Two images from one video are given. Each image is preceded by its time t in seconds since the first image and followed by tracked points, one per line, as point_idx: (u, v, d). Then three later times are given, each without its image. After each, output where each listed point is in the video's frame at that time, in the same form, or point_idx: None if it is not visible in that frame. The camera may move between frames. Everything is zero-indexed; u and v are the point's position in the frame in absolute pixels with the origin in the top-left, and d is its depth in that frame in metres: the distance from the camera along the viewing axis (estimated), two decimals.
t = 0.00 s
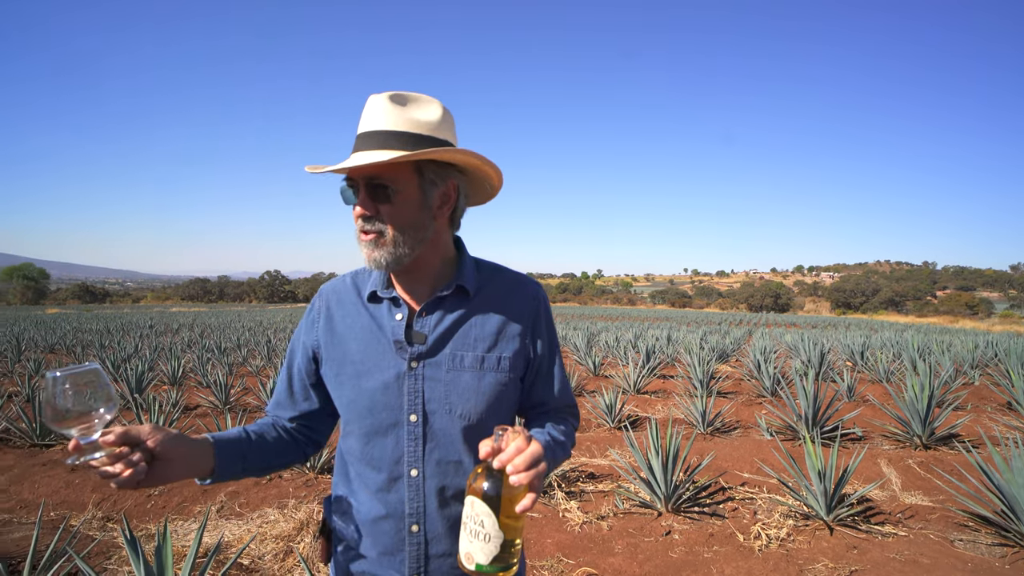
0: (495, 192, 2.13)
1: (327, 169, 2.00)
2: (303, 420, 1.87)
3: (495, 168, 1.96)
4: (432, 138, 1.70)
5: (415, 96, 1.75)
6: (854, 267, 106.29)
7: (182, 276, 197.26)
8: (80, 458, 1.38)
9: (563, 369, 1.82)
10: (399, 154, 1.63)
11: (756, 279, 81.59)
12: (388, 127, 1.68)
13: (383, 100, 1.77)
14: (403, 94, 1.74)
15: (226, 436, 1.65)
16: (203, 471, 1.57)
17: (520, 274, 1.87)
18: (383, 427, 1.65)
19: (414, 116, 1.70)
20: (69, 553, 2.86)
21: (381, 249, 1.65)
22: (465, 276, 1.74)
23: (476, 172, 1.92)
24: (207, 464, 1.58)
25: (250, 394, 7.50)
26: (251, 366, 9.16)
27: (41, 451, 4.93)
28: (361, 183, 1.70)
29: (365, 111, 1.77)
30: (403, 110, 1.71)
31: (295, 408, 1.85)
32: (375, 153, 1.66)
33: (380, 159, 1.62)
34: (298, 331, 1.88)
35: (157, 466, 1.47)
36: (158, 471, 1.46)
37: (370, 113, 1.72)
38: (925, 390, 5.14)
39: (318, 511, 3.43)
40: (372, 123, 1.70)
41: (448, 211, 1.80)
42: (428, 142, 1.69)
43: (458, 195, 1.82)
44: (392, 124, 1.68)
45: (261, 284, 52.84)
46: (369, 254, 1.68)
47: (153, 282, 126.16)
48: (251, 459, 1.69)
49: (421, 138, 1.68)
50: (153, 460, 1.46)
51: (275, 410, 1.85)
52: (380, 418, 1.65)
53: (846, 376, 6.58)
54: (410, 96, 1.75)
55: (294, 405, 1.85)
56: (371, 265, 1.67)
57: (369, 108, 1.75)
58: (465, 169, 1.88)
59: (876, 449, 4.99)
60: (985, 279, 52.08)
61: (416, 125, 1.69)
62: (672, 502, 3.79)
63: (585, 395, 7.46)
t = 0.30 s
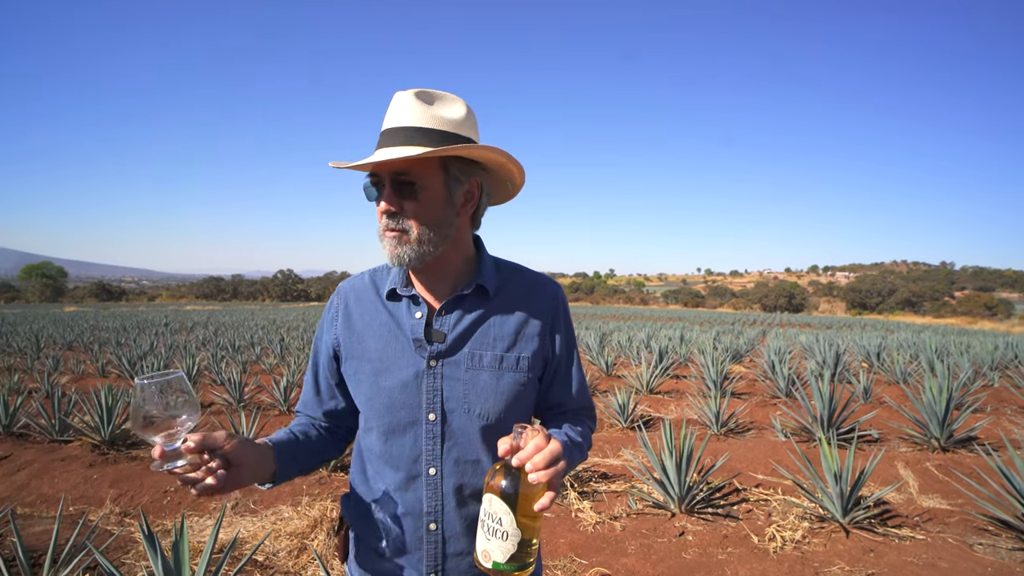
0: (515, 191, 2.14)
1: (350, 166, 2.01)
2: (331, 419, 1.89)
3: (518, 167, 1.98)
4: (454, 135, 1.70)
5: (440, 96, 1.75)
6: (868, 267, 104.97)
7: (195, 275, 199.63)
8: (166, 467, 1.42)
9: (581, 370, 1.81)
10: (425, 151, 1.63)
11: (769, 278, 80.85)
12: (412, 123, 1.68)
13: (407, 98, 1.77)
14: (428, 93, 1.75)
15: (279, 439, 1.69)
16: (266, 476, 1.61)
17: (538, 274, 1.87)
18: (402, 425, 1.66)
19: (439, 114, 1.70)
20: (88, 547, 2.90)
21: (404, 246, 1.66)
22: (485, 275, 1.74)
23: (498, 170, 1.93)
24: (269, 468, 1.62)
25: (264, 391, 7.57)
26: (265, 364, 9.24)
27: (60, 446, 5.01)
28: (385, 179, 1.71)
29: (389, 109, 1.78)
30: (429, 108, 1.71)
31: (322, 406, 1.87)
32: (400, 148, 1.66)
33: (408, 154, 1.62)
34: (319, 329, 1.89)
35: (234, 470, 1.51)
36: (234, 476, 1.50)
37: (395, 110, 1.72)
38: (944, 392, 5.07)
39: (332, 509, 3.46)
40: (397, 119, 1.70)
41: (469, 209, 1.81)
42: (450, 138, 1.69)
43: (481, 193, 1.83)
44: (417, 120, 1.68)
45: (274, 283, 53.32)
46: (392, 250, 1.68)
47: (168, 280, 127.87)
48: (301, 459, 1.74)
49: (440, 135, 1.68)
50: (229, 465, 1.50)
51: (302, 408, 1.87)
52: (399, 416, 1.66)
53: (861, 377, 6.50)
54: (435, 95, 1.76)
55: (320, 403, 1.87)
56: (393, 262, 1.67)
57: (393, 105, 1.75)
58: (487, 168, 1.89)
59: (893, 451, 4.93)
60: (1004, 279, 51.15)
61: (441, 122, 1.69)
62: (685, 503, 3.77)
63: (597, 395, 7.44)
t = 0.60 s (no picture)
0: (527, 187, 2.14)
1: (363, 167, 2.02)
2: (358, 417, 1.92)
3: (529, 163, 1.98)
4: (465, 133, 1.69)
5: (450, 94, 1.75)
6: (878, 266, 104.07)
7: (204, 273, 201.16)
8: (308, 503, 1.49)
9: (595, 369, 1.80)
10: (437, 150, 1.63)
11: (777, 277, 80.34)
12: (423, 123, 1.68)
13: (418, 97, 1.77)
14: (438, 91, 1.74)
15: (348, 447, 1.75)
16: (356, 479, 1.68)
17: (552, 272, 1.86)
18: (415, 422, 1.66)
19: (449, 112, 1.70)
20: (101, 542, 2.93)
21: (421, 246, 1.67)
22: (498, 273, 1.74)
23: (510, 166, 1.93)
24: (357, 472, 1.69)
25: (272, 389, 7.63)
26: (273, 362, 9.30)
27: (72, 442, 5.06)
28: (398, 180, 1.71)
29: (400, 109, 1.78)
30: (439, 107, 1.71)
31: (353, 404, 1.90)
32: (412, 149, 1.66)
33: (420, 155, 1.62)
34: (336, 327, 1.91)
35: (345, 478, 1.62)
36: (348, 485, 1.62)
37: (405, 110, 1.72)
38: (956, 392, 5.02)
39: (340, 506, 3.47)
40: (408, 119, 1.70)
41: (482, 206, 1.81)
42: (461, 137, 1.68)
43: (493, 190, 1.83)
44: (428, 119, 1.68)
45: (282, 281, 53.64)
46: (408, 249, 1.69)
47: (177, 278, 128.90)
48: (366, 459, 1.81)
49: (450, 133, 1.68)
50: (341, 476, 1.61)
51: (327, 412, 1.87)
52: (412, 413, 1.66)
53: (871, 378, 6.45)
54: (445, 93, 1.76)
55: (347, 401, 1.89)
56: (409, 262, 1.68)
57: (404, 105, 1.75)
58: (499, 164, 1.88)
59: (903, 452, 4.89)
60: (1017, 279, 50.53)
61: (451, 121, 1.69)
62: (694, 502, 3.75)
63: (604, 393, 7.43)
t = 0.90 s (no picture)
0: (539, 181, 2.13)
1: (376, 170, 2.04)
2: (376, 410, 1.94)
3: (540, 158, 1.96)
4: (474, 132, 1.69)
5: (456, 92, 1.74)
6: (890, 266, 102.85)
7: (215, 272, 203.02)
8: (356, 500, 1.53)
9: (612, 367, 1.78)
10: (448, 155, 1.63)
11: (788, 277, 79.63)
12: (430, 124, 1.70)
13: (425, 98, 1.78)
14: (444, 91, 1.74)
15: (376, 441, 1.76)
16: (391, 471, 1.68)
17: (567, 269, 1.85)
18: (428, 417, 1.67)
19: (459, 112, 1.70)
20: (115, 536, 2.97)
21: (434, 247, 1.67)
22: (511, 269, 1.74)
23: (521, 162, 1.91)
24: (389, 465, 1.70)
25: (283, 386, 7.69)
26: (284, 360, 9.38)
27: (87, 437, 5.14)
28: (409, 183, 1.72)
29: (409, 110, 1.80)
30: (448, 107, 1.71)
31: (372, 399, 1.92)
32: (420, 152, 1.67)
33: (429, 158, 1.61)
34: (355, 322, 1.93)
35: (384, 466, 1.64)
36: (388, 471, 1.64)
37: (413, 112, 1.73)
38: (972, 393, 4.95)
39: (350, 504, 3.49)
40: (416, 121, 1.71)
41: (493, 204, 1.80)
42: (470, 137, 1.69)
43: (504, 188, 1.82)
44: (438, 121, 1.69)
45: (292, 280, 54.07)
46: (421, 251, 1.70)
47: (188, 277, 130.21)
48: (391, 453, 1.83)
49: (457, 133, 1.68)
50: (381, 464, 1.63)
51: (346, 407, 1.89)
52: (427, 408, 1.67)
53: (885, 378, 6.38)
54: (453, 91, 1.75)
55: (366, 395, 1.91)
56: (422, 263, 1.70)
57: (411, 106, 1.76)
58: (509, 160, 1.87)
59: (917, 453, 4.83)
60: None
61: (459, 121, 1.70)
62: (704, 502, 3.74)
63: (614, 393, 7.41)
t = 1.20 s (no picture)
0: (554, 173, 2.09)
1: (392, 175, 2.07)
2: (396, 405, 1.96)
3: (549, 155, 1.92)
4: (478, 134, 1.69)
5: (461, 91, 1.72)
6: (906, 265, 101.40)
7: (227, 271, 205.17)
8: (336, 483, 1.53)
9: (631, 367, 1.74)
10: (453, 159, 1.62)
11: (800, 276, 78.85)
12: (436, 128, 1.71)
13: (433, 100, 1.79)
14: (449, 92, 1.73)
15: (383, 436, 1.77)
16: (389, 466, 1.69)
17: (584, 266, 1.82)
18: (440, 411, 1.69)
19: (464, 113, 1.69)
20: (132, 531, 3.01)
21: (444, 250, 1.69)
22: (524, 266, 1.73)
23: (533, 157, 1.87)
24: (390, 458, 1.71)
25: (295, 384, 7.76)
26: (295, 357, 9.45)
27: (104, 433, 5.21)
28: (417, 189, 1.73)
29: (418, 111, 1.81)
30: (452, 108, 1.71)
31: (390, 393, 1.94)
32: (426, 158, 1.68)
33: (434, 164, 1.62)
34: (376, 317, 1.97)
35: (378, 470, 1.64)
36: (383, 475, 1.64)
37: (419, 116, 1.74)
38: (990, 394, 4.87)
39: (362, 501, 3.51)
40: (423, 126, 1.73)
41: (504, 204, 1.78)
42: (474, 140, 1.68)
43: (514, 186, 1.79)
44: (443, 125, 1.70)
45: (304, 278, 54.52)
46: (434, 255, 1.72)
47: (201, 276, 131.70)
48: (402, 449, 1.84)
49: (462, 136, 1.68)
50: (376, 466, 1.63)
51: (366, 399, 1.94)
52: (439, 402, 1.69)
53: (900, 379, 6.30)
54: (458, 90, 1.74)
55: (386, 389, 1.94)
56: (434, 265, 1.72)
57: (418, 110, 1.77)
58: (518, 158, 1.84)
59: (934, 455, 4.76)
60: None
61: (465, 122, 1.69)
62: (715, 503, 3.71)
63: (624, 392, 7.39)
